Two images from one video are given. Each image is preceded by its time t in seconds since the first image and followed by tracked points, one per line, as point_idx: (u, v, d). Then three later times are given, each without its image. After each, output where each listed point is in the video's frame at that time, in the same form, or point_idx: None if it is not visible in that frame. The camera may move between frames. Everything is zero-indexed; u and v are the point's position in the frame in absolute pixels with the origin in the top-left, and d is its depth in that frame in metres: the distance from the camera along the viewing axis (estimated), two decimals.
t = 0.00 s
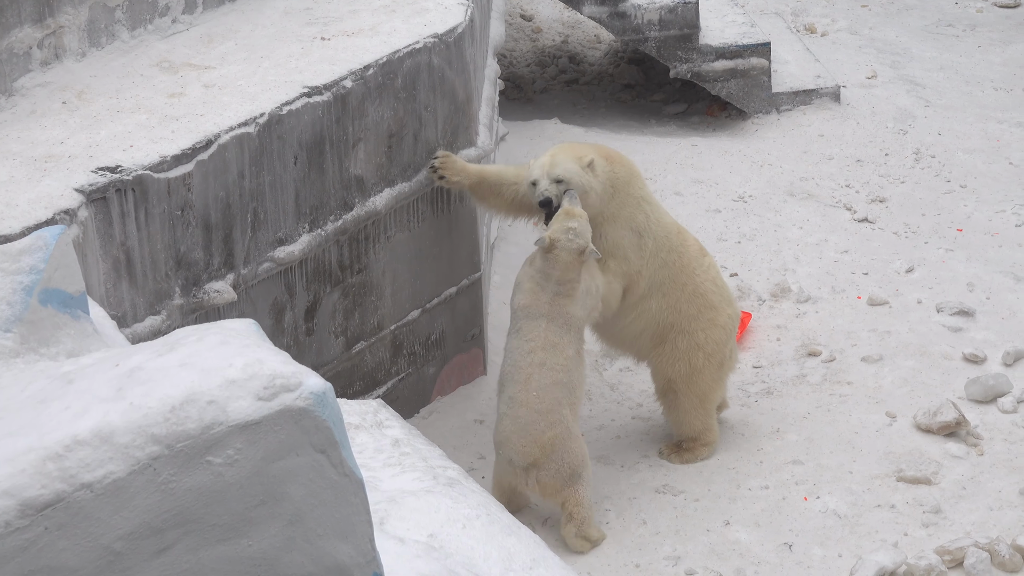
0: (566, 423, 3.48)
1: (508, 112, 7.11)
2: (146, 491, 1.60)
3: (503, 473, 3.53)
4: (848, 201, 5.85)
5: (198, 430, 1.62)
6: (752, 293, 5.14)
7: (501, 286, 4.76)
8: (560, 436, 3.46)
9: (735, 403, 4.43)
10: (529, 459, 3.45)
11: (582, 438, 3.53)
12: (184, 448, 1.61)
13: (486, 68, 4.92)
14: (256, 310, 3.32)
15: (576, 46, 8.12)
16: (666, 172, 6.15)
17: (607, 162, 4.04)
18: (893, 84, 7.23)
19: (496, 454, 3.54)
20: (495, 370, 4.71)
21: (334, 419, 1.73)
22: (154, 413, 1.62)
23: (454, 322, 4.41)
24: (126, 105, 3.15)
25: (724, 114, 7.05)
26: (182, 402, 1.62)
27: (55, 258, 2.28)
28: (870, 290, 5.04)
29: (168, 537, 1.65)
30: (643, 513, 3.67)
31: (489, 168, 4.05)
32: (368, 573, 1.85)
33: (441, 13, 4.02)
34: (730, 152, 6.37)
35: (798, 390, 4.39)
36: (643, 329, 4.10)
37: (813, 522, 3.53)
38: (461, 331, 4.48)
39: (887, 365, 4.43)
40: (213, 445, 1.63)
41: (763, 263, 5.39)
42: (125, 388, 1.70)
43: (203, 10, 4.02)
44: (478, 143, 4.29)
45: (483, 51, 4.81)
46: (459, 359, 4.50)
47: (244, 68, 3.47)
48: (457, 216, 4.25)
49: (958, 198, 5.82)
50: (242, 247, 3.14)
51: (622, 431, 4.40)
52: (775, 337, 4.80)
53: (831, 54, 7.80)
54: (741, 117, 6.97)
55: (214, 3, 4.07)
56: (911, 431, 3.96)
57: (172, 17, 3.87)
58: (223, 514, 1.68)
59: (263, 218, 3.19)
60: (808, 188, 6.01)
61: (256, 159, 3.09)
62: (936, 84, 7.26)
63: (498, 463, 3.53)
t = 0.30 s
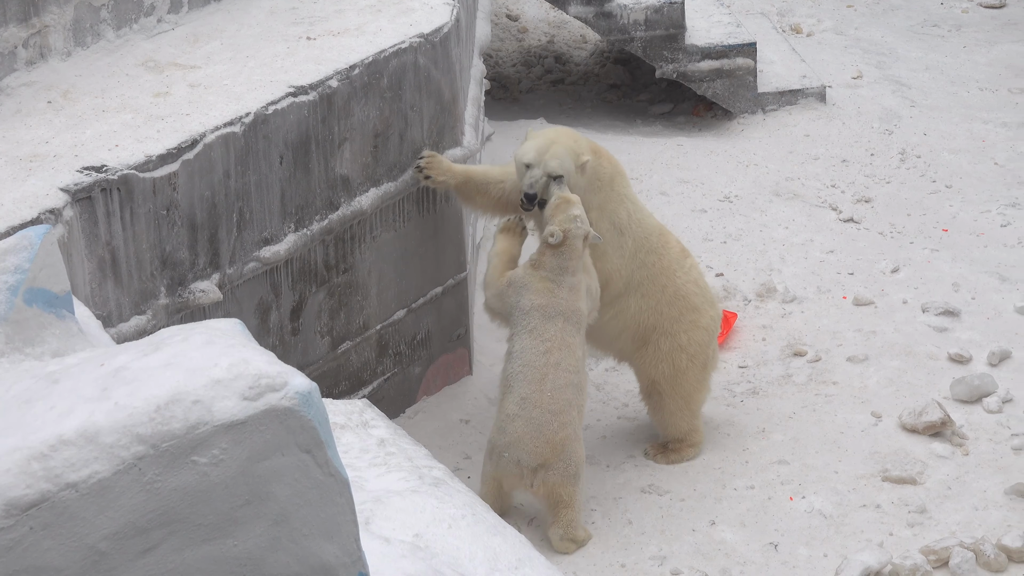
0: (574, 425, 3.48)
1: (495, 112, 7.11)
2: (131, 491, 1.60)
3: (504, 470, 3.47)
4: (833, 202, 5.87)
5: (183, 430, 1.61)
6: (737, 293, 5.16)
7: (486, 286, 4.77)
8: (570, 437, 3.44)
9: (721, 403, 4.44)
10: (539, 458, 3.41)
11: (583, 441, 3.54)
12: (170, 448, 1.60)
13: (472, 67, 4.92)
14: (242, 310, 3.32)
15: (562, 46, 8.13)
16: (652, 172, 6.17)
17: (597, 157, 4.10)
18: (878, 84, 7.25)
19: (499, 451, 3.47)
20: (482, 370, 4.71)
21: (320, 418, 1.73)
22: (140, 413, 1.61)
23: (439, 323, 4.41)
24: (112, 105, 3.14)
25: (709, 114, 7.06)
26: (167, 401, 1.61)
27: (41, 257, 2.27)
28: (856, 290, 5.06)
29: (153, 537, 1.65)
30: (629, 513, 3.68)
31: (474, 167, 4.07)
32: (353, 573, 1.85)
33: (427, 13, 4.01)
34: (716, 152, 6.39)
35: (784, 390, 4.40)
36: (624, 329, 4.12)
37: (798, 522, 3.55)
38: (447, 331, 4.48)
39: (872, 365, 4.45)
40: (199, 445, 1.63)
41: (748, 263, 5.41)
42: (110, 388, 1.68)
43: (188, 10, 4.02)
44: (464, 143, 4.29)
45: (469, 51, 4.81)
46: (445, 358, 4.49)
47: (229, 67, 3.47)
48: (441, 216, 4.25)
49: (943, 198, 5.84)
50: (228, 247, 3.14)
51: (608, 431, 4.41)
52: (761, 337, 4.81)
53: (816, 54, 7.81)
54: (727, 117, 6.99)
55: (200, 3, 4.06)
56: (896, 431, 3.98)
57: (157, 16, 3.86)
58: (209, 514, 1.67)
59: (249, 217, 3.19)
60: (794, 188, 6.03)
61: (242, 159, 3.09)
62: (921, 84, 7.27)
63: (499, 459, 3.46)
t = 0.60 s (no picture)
0: (554, 420, 3.50)
1: (484, 112, 7.12)
2: (120, 491, 1.59)
3: (484, 465, 3.49)
4: (822, 202, 5.88)
5: (172, 430, 1.60)
6: (726, 293, 5.16)
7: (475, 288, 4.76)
8: (548, 431, 3.46)
9: (710, 403, 4.44)
10: (517, 452, 3.43)
11: (566, 435, 3.54)
12: (158, 448, 1.60)
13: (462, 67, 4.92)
14: (231, 310, 3.32)
15: (551, 46, 8.14)
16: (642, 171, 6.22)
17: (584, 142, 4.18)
18: (867, 84, 7.26)
19: (480, 446, 3.50)
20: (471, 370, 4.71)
21: (310, 419, 1.72)
22: (128, 413, 1.60)
23: (429, 323, 4.40)
24: (101, 104, 3.14)
25: (698, 114, 7.08)
26: (156, 401, 1.60)
27: (29, 257, 2.23)
28: (845, 290, 5.07)
29: (141, 537, 1.64)
30: (618, 513, 3.69)
31: (464, 168, 4.09)
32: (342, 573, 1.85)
33: (417, 13, 4.01)
34: (705, 152, 6.43)
35: (772, 390, 4.40)
36: (616, 327, 4.12)
37: (787, 522, 3.56)
38: (436, 331, 4.47)
39: (861, 364, 4.46)
40: (188, 445, 1.62)
41: (737, 263, 5.42)
42: (99, 388, 1.67)
43: (177, 9, 4.02)
44: (453, 143, 4.29)
45: (458, 51, 4.80)
46: (434, 358, 4.48)
47: (218, 67, 3.47)
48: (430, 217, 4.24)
49: (931, 198, 5.86)
50: (217, 247, 3.14)
51: (597, 431, 4.41)
52: (750, 337, 4.82)
53: (805, 55, 7.82)
54: (716, 117, 7.00)
55: (189, 2, 4.06)
56: (885, 431, 3.99)
57: (146, 16, 3.86)
58: (197, 514, 1.67)
59: (237, 217, 3.19)
60: (782, 188, 6.04)
61: (231, 159, 3.09)
62: (910, 84, 7.28)
63: (480, 454, 3.49)
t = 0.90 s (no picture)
0: (559, 358, 3.64)
1: (476, 115, 7.12)
2: (111, 492, 1.59)
3: (493, 410, 3.58)
4: (813, 204, 5.89)
5: (163, 432, 1.60)
6: (717, 295, 5.16)
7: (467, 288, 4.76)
8: (553, 368, 3.60)
9: (701, 405, 4.44)
10: (527, 390, 3.55)
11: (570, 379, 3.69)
12: (149, 450, 1.59)
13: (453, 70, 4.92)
14: (222, 312, 3.31)
15: (542, 48, 8.14)
16: (633, 174, 6.22)
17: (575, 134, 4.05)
18: (857, 87, 7.26)
19: (487, 389, 3.61)
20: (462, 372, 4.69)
21: (301, 421, 1.71)
22: (120, 415, 1.60)
23: (421, 325, 4.39)
24: (92, 106, 3.14)
25: (690, 116, 7.08)
26: (148, 403, 1.61)
27: (20, 258, 2.22)
28: (836, 292, 5.08)
29: (133, 539, 1.64)
30: (610, 515, 3.69)
31: (456, 166, 4.01)
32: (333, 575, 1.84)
33: (408, 15, 4.01)
34: (697, 155, 6.44)
35: (764, 392, 4.40)
36: (611, 323, 4.11)
37: (779, 524, 3.57)
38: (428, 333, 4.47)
39: (852, 366, 4.46)
40: (179, 447, 1.61)
41: (729, 265, 5.42)
42: (91, 389, 1.67)
43: (168, 11, 4.01)
44: (444, 145, 4.28)
45: (449, 54, 4.81)
46: (426, 360, 4.47)
47: (209, 69, 3.47)
48: (422, 218, 4.23)
49: (922, 200, 5.87)
50: (208, 249, 3.14)
51: (588, 433, 4.40)
52: (741, 339, 4.82)
53: (796, 57, 7.83)
54: (707, 119, 7.00)
55: (180, 4, 4.06)
56: (876, 433, 4.00)
57: (137, 18, 3.86)
58: (189, 516, 1.66)
59: (228, 219, 3.19)
60: (774, 190, 6.05)
61: (222, 160, 3.09)
62: (901, 86, 7.29)
63: (488, 398, 3.59)
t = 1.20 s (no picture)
0: (554, 393, 3.57)
1: (471, 118, 7.13)
2: (106, 497, 1.58)
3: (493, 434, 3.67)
4: (808, 208, 5.90)
5: (157, 436, 1.59)
6: (712, 299, 5.16)
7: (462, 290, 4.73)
8: (547, 406, 3.55)
9: (696, 408, 4.44)
10: (517, 425, 3.56)
11: (571, 410, 3.63)
12: (144, 453, 1.58)
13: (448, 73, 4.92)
14: (216, 315, 3.31)
15: (537, 52, 8.14)
16: (628, 177, 6.23)
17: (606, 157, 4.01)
18: (852, 91, 7.27)
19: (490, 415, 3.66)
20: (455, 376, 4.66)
21: (296, 425, 1.70)
22: (114, 418, 1.59)
23: (415, 328, 4.39)
24: (87, 109, 3.14)
25: (684, 119, 7.09)
26: (142, 406, 1.59)
27: (15, 262, 2.21)
28: (831, 295, 5.09)
29: (127, 542, 1.64)
30: (605, 518, 3.69)
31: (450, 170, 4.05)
32: None
33: (403, 18, 4.01)
34: (692, 158, 6.44)
35: (758, 396, 4.41)
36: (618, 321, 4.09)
37: (773, 527, 3.57)
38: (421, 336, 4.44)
39: (846, 370, 4.48)
40: (173, 451, 1.60)
41: (723, 268, 5.43)
42: (85, 394, 1.66)
43: (163, 15, 4.02)
44: (439, 148, 4.27)
45: (444, 57, 4.80)
46: (420, 363, 4.46)
47: (204, 72, 3.46)
48: (417, 221, 4.22)
49: (917, 204, 5.88)
50: (203, 252, 3.14)
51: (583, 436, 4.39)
52: (735, 343, 4.82)
53: (791, 61, 7.84)
54: (702, 122, 7.01)
55: (175, 7, 4.06)
56: (871, 437, 4.01)
57: (132, 21, 3.86)
58: (183, 520, 1.66)
59: (223, 222, 3.19)
60: (769, 194, 6.06)
61: (216, 163, 3.09)
62: (895, 90, 7.29)
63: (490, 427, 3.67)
